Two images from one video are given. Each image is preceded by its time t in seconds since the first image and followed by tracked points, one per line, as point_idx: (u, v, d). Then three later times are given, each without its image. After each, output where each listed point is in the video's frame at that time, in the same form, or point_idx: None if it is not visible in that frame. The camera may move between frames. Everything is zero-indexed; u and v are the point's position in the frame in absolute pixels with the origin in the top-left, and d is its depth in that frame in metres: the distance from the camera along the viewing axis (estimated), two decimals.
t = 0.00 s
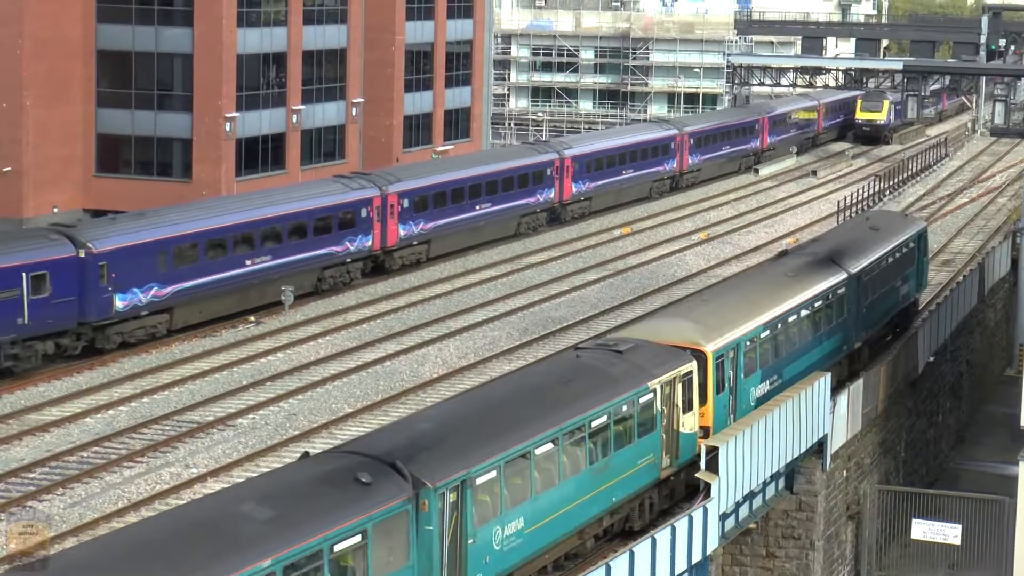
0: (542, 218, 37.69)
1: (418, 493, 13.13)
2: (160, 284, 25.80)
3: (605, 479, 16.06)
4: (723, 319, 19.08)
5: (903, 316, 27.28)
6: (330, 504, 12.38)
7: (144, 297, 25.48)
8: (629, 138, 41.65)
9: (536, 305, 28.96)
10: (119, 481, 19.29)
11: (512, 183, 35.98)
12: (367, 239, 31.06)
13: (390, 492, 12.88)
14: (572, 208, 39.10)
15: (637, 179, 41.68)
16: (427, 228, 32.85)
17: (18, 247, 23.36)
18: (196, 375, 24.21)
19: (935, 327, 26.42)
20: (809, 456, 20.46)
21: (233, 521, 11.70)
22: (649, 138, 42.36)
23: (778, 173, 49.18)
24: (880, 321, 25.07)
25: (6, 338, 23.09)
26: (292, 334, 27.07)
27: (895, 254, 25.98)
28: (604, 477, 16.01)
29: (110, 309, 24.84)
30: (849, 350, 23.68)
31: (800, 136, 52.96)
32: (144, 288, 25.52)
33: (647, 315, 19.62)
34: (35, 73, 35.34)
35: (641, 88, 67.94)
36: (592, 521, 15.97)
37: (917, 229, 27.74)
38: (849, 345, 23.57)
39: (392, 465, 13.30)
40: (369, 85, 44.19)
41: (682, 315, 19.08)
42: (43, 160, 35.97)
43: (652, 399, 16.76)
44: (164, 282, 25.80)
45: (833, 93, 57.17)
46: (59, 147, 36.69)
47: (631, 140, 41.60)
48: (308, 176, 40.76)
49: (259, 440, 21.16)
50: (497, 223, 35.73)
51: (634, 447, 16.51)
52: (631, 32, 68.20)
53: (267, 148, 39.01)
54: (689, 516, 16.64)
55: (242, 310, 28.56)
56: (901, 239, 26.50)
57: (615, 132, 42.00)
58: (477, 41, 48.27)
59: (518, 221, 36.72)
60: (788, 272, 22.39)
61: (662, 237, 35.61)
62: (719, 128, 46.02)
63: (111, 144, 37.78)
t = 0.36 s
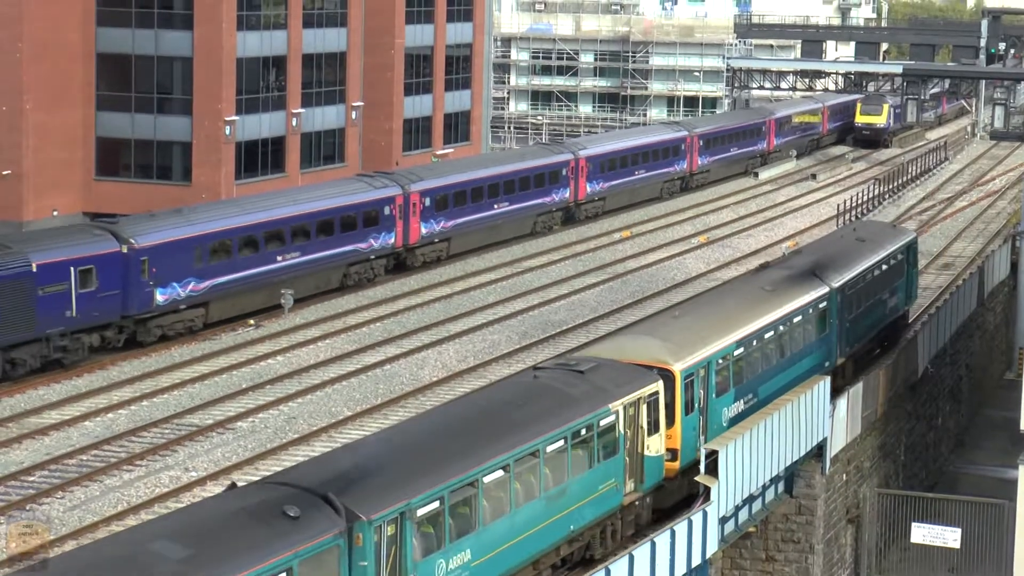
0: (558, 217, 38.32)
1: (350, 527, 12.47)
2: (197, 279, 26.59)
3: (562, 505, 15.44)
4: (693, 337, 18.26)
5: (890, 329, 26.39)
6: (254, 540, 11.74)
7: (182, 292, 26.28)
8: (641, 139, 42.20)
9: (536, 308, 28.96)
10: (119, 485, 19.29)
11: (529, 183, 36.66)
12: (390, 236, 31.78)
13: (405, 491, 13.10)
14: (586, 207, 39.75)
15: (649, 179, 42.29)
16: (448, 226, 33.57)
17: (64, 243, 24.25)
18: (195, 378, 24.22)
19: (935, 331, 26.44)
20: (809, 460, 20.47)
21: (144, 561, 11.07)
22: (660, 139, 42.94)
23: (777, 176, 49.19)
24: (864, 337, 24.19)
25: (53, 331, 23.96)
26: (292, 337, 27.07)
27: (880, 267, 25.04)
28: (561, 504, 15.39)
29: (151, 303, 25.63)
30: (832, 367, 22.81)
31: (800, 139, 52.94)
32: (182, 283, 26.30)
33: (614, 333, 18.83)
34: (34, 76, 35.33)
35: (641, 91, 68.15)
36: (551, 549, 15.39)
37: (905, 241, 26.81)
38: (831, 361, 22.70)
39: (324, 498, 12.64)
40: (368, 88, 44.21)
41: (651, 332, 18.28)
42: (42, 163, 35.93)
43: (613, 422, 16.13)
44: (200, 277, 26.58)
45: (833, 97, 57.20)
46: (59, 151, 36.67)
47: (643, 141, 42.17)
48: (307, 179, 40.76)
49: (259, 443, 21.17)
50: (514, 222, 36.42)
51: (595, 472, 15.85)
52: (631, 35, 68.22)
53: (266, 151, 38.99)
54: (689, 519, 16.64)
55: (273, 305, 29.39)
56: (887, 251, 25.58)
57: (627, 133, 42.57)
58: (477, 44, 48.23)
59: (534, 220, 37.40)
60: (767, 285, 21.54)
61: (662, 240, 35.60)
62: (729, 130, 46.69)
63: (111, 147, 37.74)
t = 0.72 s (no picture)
0: (574, 216, 39.14)
1: (277, 563, 11.71)
2: (233, 274, 27.48)
3: (513, 536, 14.68)
4: (661, 355, 17.55)
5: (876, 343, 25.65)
6: None
7: (219, 286, 27.18)
8: (653, 140, 42.92)
9: (537, 311, 28.95)
10: (120, 487, 19.30)
11: (546, 182, 37.48)
12: (414, 233, 32.61)
13: (407, 491, 13.14)
14: (602, 206, 40.54)
15: (662, 179, 43.06)
16: (469, 224, 34.42)
17: (110, 238, 25.22)
18: (196, 381, 24.23)
19: (935, 335, 26.43)
20: (809, 463, 20.50)
21: None
22: (672, 139, 43.67)
23: (778, 180, 49.18)
24: (847, 351, 23.45)
25: (101, 323, 24.89)
26: (293, 340, 27.08)
27: (865, 280, 24.27)
28: (512, 534, 14.63)
29: (190, 297, 26.53)
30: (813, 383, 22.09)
31: (801, 142, 52.92)
32: (217, 278, 27.17)
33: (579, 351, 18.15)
34: (35, 79, 35.34)
35: (641, 94, 67.88)
36: None
37: (893, 253, 26.04)
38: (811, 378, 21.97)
39: (247, 532, 11.85)
40: (369, 91, 44.25)
41: (617, 349, 17.58)
42: (43, 166, 35.95)
43: (569, 446, 15.40)
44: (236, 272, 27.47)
45: (834, 100, 57.14)
46: (60, 154, 36.67)
47: (656, 141, 42.90)
48: (309, 182, 40.79)
49: (259, 446, 21.19)
50: (532, 220, 37.25)
51: (549, 500, 15.14)
52: (632, 38, 68.09)
53: (267, 154, 38.95)
54: (689, 522, 16.64)
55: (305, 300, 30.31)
56: (874, 264, 24.80)
57: (639, 134, 43.29)
58: (478, 47, 48.16)
59: (551, 219, 38.24)
60: (744, 299, 20.80)
61: (662, 243, 35.59)
62: (739, 131, 47.45)
63: (112, 150, 37.72)
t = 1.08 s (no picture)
0: (592, 214, 39.97)
1: None
2: (269, 268, 28.26)
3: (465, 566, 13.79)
4: (629, 374, 16.78)
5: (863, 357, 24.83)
6: None
7: (256, 280, 27.95)
8: (668, 140, 43.65)
9: (540, 313, 28.94)
10: (122, 489, 19.31)
11: (565, 180, 38.31)
12: (439, 230, 33.42)
13: (413, 491, 12.99)
14: (619, 205, 41.37)
15: (676, 178, 43.82)
16: (491, 222, 35.26)
17: (156, 232, 25.92)
18: (199, 383, 24.26)
19: (938, 338, 26.40)
20: (813, 465, 20.52)
21: None
22: (685, 140, 44.42)
23: (781, 182, 49.18)
24: (833, 366, 22.63)
25: (149, 315, 25.64)
26: (296, 341, 27.07)
27: (851, 292, 23.44)
28: (464, 564, 13.76)
29: (228, 291, 27.30)
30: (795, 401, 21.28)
31: (804, 145, 52.94)
32: (254, 272, 27.95)
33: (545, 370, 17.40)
34: (37, 82, 35.27)
35: (645, 96, 67.90)
36: None
37: (883, 263, 25.21)
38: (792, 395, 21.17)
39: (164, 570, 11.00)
40: (372, 93, 44.34)
41: (584, 368, 16.82)
42: (45, 168, 35.89)
43: (528, 472, 14.52)
44: (273, 266, 28.25)
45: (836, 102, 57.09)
46: (62, 156, 36.61)
47: (670, 142, 43.65)
48: (312, 184, 40.80)
49: (262, 448, 21.20)
50: (551, 218, 38.08)
51: (503, 529, 14.23)
52: (636, 40, 68.01)
53: (270, 155, 38.87)
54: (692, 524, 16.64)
55: (334, 295, 31.06)
56: (861, 276, 23.98)
57: (653, 135, 44.02)
58: (482, 49, 48.14)
59: (570, 217, 39.07)
60: (720, 313, 20.03)
61: (665, 245, 35.59)
62: (751, 132, 48.21)
63: (115, 152, 37.70)
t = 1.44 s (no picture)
0: (609, 212, 40.74)
1: None
2: (302, 263, 29.09)
3: None
4: (593, 392, 16.03)
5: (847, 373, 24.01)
6: None
7: (289, 275, 28.79)
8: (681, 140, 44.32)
9: (542, 315, 28.93)
10: (124, 492, 19.33)
11: (583, 179, 39.10)
12: (463, 227, 34.25)
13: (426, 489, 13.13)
14: (634, 203, 42.09)
15: (689, 177, 44.50)
16: (512, 220, 36.07)
17: (196, 228, 26.79)
18: (201, 386, 24.29)
19: (940, 339, 26.39)
20: (815, 468, 20.55)
21: None
22: (698, 139, 45.09)
23: (784, 183, 49.18)
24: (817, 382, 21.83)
25: (190, 308, 26.50)
26: (298, 344, 27.08)
27: (837, 305, 22.63)
28: None
29: (264, 285, 28.16)
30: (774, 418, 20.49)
31: (806, 147, 52.94)
32: (288, 267, 28.80)
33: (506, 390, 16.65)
34: (38, 84, 35.20)
35: (647, 98, 67.87)
36: None
37: (872, 273, 24.37)
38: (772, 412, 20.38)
39: None
40: (374, 95, 44.35)
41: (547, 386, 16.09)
42: (47, 170, 35.85)
43: (478, 499, 13.74)
44: (305, 261, 29.09)
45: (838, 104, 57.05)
46: (64, 158, 36.56)
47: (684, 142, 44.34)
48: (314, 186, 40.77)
49: (264, 451, 21.22)
50: (570, 216, 38.85)
51: (450, 561, 13.43)
52: (638, 42, 67.97)
53: (273, 158, 38.82)
54: (694, 528, 16.63)
55: (363, 290, 31.88)
56: (847, 287, 23.16)
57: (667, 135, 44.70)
58: (484, 51, 48.05)
59: (587, 215, 39.85)
60: (695, 326, 19.25)
61: (666, 247, 35.57)
62: (760, 131, 48.79)
63: (118, 154, 37.64)
